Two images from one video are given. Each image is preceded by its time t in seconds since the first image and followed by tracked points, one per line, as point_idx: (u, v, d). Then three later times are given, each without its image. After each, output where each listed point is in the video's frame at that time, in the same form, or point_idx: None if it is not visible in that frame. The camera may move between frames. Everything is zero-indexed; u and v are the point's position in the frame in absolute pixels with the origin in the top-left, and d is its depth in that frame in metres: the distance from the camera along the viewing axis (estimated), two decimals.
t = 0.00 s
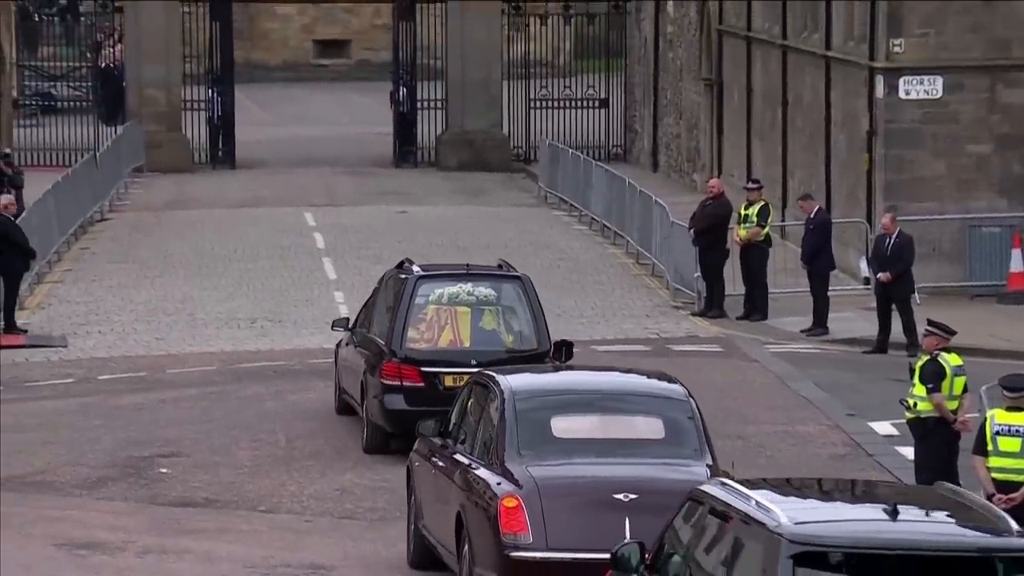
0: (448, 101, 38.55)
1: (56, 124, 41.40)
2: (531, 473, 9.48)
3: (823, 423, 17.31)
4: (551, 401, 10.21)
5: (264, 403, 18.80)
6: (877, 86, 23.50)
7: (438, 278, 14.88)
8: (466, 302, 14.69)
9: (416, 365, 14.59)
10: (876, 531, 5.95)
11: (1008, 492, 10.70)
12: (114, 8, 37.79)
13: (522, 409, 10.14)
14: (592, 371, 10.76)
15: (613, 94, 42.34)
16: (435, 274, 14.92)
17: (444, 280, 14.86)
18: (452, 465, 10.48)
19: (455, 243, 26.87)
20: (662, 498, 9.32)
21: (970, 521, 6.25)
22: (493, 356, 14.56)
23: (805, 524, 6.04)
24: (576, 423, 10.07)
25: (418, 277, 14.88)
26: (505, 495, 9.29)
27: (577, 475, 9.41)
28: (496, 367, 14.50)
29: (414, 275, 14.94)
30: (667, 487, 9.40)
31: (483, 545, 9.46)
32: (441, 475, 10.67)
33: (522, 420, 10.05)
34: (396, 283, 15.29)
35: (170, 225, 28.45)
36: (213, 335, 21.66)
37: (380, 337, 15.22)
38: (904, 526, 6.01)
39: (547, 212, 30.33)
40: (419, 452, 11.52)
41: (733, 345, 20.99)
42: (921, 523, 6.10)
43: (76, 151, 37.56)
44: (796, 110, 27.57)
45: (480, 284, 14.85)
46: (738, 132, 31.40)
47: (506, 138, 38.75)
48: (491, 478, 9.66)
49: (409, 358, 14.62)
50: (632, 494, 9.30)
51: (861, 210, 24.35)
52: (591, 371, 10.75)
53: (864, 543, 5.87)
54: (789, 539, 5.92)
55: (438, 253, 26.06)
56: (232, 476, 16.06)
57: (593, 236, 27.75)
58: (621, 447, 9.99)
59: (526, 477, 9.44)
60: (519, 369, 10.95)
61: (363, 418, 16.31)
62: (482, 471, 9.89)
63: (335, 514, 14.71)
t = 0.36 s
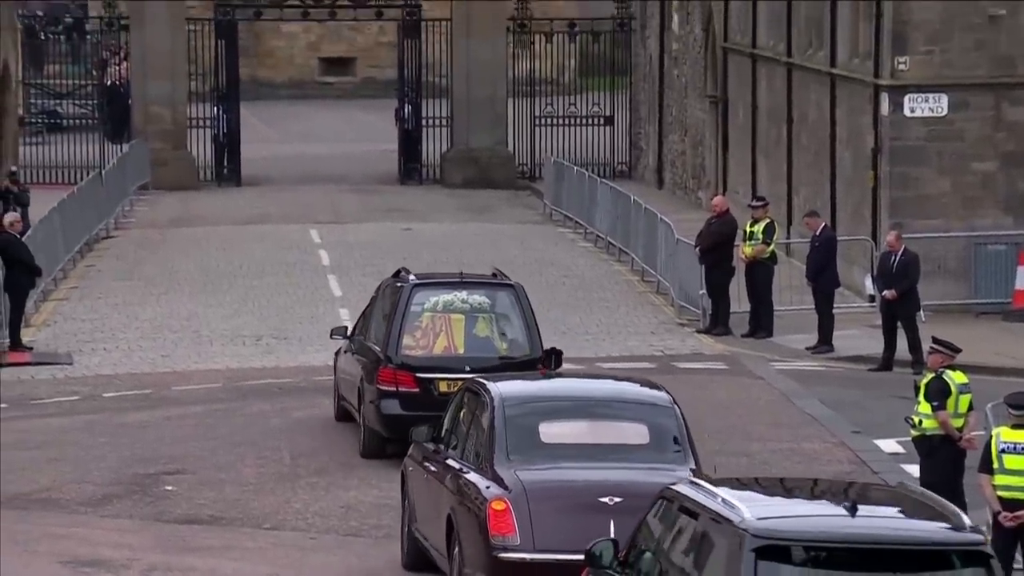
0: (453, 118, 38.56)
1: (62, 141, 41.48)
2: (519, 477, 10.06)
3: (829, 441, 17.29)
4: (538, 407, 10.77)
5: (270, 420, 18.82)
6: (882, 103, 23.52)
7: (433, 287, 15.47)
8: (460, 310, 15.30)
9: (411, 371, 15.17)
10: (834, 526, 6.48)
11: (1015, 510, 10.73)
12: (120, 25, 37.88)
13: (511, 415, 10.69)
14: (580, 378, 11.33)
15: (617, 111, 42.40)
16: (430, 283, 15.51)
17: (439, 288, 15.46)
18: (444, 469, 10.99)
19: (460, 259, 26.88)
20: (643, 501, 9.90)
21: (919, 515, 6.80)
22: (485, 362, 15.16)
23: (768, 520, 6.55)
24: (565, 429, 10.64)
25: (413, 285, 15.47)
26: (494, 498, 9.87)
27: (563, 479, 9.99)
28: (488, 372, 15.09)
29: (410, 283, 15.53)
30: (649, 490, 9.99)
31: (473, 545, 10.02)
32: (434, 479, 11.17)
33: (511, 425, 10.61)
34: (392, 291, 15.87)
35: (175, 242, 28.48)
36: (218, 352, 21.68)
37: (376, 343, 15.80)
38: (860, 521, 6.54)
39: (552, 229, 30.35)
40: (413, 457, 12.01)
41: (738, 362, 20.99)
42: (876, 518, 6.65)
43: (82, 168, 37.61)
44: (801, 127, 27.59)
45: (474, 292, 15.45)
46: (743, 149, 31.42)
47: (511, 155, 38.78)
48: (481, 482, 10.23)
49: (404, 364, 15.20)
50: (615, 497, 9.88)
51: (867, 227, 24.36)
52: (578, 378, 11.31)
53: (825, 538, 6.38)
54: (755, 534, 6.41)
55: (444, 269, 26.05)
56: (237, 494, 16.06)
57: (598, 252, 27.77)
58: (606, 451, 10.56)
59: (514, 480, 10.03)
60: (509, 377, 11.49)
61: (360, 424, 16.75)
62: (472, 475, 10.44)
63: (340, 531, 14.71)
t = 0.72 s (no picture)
0: (459, 137, 38.59)
1: (68, 161, 41.57)
2: (508, 486, 10.44)
3: (834, 460, 17.27)
4: (528, 416, 11.12)
5: (275, 439, 18.81)
6: (887, 123, 23.54)
7: (428, 298, 15.79)
8: (454, 321, 15.63)
9: (407, 381, 15.53)
10: (797, 526, 6.90)
11: (1021, 531, 10.74)
12: (126, 46, 37.97)
13: (501, 423, 11.03)
14: (570, 386, 11.67)
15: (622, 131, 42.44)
16: (425, 294, 15.83)
17: (434, 299, 15.78)
18: (437, 477, 11.35)
19: (466, 279, 26.88)
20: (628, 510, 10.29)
21: (878, 514, 7.22)
22: (480, 372, 15.49)
23: (734, 521, 6.96)
24: (555, 438, 11.00)
25: (408, 296, 15.79)
26: (483, 506, 10.25)
27: (550, 489, 10.38)
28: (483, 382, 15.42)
29: (405, 294, 15.85)
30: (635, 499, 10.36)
31: (462, 552, 10.40)
32: (426, 486, 11.53)
33: (501, 434, 10.96)
34: (389, 302, 16.19)
35: (181, 262, 28.50)
36: (224, 372, 21.68)
37: (374, 352, 16.15)
38: (822, 522, 6.97)
39: (558, 248, 30.37)
40: (407, 464, 12.39)
41: (743, 382, 20.96)
42: (837, 519, 7.08)
43: (89, 188, 37.67)
44: (807, 147, 27.60)
45: (469, 303, 15.76)
46: (749, 169, 31.43)
47: (517, 175, 38.81)
48: (471, 491, 10.60)
49: (400, 374, 15.57)
50: (601, 505, 10.27)
51: (872, 247, 24.35)
52: (568, 387, 11.66)
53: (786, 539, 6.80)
54: (722, 534, 6.82)
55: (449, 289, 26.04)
56: (243, 513, 16.05)
57: (603, 272, 27.78)
58: (594, 459, 10.92)
59: (502, 489, 10.41)
60: (501, 387, 11.82)
61: (360, 433, 17.17)
62: (463, 483, 10.82)
63: (346, 551, 14.70)
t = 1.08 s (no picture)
0: (465, 156, 38.60)
1: (74, 180, 41.61)
2: (498, 493, 10.76)
3: (840, 478, 17.23)
4: (519, 425, 11.43)
5: (279, 457, 18.80)
6: (893, 141, 23.55)
7: (423, 309, 16.28)
8: (449, 331, 16.12)
9: (403, 391, 15.97)
10: (761, 524, 7.43)
11: None
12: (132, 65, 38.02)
13: (492, 432, 11.35)
14: (559, 397, 11.99)
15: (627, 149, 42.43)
16: (420, 306, 16.32)
17: (429, 310, 16.27)
18: (430, 485, 11.66)
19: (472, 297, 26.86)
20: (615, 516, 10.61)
21: (839, 514, 7.75)
22: (474, 380, 15.95)
23: (702, 520, 7.51)
24: (544, 446, 11.32)
25: (404, 308, 16.28)
26: (474, 513, 10.58)
27: (540, 496, 10.70)
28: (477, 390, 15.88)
29: (401, 306, 16.34)
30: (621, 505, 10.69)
31: (455, 558, 10.73)
32: (420, 495, 11.84)
33: (491, 443, 11.28)
34: (385, 314, 16.69)
35: (186, 281, 28.50)
36: (229, 390, 21.66)
37: (371, 364, 16.62)
38: (785, 521, 7.51)
39: (563, 266, 30.35)
40: (402, 471, 12.74)
41: (749, 400, 20.91)
42: (801, 517, 7.61)
43: (94, 207, 37.70)
44: (812, 165, 27.59)
45: (463, 314, 16.26)
46: (754, 186, 31.43)
47: (522, 193, 38.81)
48: (463, 498, 10.91)
49: (396, 384, 16.00)
50: (589, 511, 10.60)
51: (878, 265, 24.34)
52: (558, 397, 11.97)
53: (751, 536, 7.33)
54: (689, 533, 7.37)
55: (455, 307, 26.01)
56: (247, 532, 16.02)
57: (608, 290, 27.76)
58: (581, 466, 11.24)
59: (493, 496, 10.73)
60: (492, 397, 12.13)
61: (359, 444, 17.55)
62: (455, 490, 11.14)
63: (350, 570, 14.66)
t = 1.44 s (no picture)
0: (471, 169, 38.60)
1: (82, 194, 41.63)
2: (492, 493, 11.23)
3: (848, 492, 17.20)
4: (512, 426, 11.86)
5: (286, 471, 18.80)
6: (899, 155, 23.56)
7: (423, 316, 16.70)
8: (447, 337, 16.53)
9: (401, 395, 16.35)
10: (735, 524, 7.94)
11: None
12: (140, 79, 38.06)
13: (486, 433, 11.79)
14: (552, 398, 12.41)
15: (634, 163, 42.43)
16: (419, 313, 16.75)
17: (428, 317, 16.69)
18: (426, 484, 12.11)
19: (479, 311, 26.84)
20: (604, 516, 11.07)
21: (810, 513, 8.25)
22: (471, 384, 16.34)
23: (679, 520, 8.02)
24: (536, 447, 11.75)
25: (403, 315, 16.71)
26: (468, 512, 11.06)
27: (531, 496, 11.17)
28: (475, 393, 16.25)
29: (400, 313, 16.77)
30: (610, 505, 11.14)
31: (449, 555, 11.22)
32: (417, 493, 12.28)
33: (485, 444, 11.72)
34: (385, 321, 17.11)
35: (192, 294, 28.52)
36: (235, 404, 21.66)
37: (370, 369, 17.01)
38: (759, 520, 8.01)
39: (569, 280, 30.35)
40: (400, 469, 13.18)
41: (756, 414, 20.89)
42: (775, 517, 8.12)
43: (101, 221, 37.72)
44: (819, 179, 27.58)
45: (461, 321, 16.70)
46: (761, 201, 31.41)
47: (529, 207, 38.79)
48: (458, 497, 11.38)
49: (395, 388, 16.40)
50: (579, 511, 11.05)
51: (885, 279, 24.33)
52: (551, 398, 12.39)
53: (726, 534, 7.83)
54: (666, 531, 7.88)
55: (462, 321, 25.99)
56: (254, 545, 16.00)
57: (614, 303, 27.75)
58: (572, 466, 11.67)
59: (487, 496, 11.20)
60: (488, 399, 12.54)
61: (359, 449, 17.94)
62: (450, 490, 11.60)
63: None
